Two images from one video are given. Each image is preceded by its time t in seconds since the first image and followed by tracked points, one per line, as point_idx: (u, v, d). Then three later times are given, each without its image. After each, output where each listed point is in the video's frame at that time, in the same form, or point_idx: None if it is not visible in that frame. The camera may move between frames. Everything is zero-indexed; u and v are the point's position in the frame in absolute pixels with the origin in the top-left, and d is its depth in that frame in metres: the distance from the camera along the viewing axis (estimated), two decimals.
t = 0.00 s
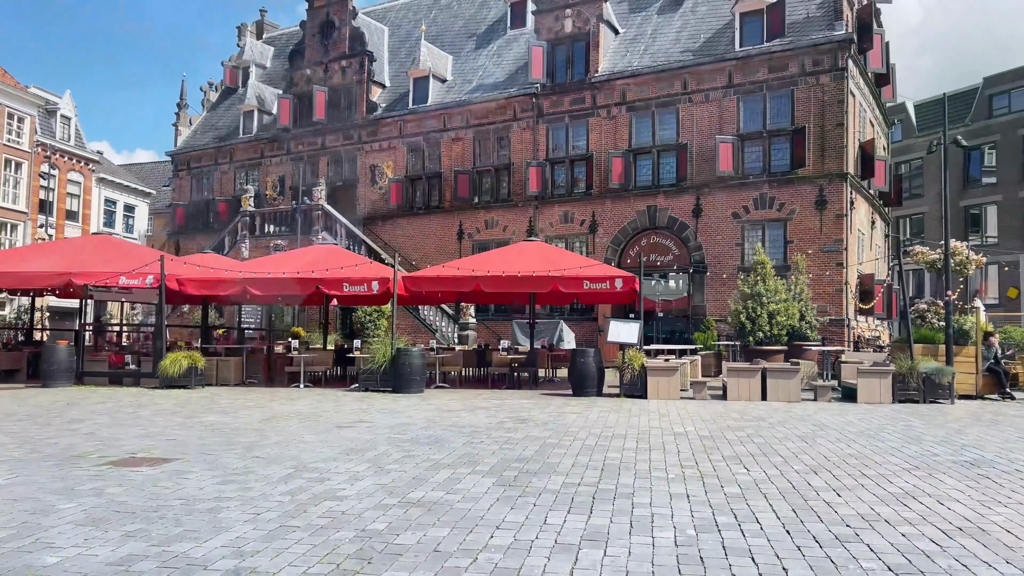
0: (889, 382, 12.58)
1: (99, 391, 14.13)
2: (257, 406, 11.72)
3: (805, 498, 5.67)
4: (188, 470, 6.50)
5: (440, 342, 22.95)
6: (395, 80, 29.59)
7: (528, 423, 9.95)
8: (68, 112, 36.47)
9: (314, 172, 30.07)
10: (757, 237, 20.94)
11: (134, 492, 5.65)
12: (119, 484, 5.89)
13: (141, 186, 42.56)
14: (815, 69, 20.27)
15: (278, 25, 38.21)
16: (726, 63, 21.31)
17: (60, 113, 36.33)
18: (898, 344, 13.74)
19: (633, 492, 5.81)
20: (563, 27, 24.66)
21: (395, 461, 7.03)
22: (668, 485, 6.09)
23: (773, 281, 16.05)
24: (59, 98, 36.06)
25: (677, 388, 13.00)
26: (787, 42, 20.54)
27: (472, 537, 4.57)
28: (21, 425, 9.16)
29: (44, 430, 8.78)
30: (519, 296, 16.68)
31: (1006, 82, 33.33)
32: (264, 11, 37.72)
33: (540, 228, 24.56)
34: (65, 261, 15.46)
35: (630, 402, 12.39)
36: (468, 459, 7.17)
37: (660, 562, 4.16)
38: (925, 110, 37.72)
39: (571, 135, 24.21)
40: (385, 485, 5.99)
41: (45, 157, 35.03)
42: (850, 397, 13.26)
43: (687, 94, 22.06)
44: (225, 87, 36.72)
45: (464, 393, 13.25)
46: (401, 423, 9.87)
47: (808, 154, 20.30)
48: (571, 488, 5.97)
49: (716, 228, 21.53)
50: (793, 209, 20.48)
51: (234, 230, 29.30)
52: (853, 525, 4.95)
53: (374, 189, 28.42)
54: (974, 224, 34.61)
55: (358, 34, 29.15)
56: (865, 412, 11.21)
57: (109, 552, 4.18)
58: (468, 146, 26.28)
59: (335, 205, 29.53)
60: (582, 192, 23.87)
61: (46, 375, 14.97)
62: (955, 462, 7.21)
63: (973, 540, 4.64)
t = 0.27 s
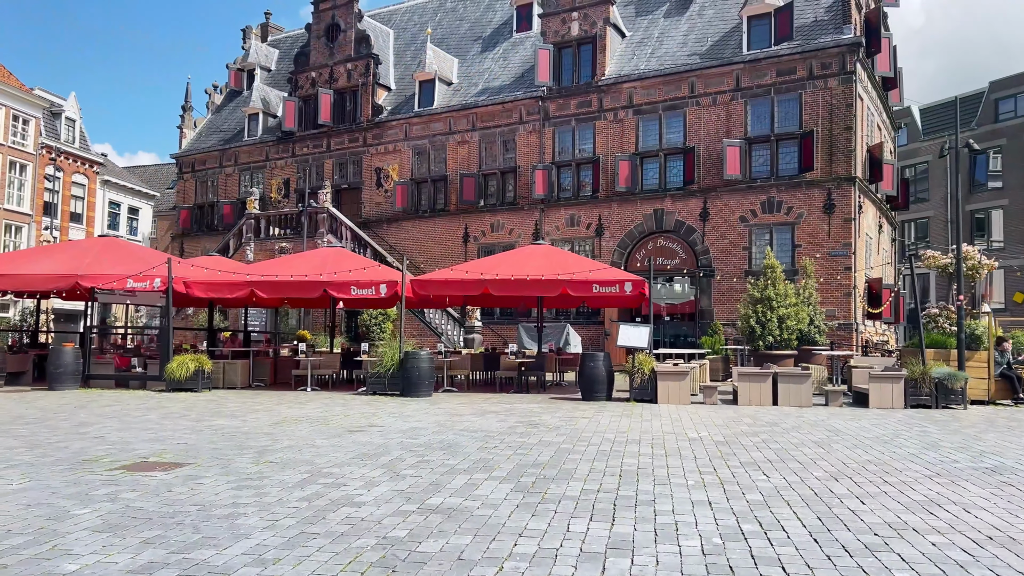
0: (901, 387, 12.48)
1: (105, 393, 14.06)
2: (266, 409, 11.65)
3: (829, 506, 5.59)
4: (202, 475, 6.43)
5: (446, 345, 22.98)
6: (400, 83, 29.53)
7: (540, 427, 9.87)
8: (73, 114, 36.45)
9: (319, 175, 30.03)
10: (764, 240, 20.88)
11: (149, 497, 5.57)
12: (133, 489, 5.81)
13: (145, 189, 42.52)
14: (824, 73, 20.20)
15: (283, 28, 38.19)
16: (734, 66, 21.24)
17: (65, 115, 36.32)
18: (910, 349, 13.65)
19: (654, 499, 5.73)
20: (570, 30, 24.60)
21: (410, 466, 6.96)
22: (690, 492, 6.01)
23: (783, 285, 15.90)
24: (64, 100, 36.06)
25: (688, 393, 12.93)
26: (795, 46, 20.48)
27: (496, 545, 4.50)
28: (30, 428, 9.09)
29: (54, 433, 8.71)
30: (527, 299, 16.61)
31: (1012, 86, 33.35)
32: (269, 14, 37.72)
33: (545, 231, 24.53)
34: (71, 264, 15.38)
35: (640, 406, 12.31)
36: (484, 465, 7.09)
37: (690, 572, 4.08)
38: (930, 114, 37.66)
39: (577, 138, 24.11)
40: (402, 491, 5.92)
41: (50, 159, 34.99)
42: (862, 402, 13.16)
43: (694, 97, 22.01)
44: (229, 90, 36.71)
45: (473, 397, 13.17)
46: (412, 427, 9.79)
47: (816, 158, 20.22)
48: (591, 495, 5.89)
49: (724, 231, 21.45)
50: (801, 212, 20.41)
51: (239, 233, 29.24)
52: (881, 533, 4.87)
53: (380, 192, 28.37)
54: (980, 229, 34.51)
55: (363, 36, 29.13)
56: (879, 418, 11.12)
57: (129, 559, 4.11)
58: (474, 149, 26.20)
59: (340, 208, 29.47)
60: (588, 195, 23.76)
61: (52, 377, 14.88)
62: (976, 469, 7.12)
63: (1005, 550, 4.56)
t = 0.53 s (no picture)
0: (911, 389, 12.41)
1: (110, 395, 13.98)
2: (273, 411, 11.55)
3: (853, 509, 5.50)
4: (213, 477, 6.34)
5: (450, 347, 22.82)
6: (404, 84, 29.48)
7: (550, 429, 9.79)
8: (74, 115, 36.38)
9: (322, 176, 29.97)
10: (770, 241, 20.84)
11: (161, 500, 5.48)
12: (145, 492, 5.73)
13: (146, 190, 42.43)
14: (830, 74, 20.14)
15: (285, 29, 38.14)
16: (739, 67, 21.21)
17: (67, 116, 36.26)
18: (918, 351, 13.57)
19: (674, 503, 5.65)
20: (574, 31, 24.55)
21: (423, 469, 6.88)
22: (709, 495, 5.92)
23: (791, 286, 15.80)
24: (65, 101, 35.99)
25: (697, 395, 12.84)
26: (801, 47, 20.45)
27: (518, 549, 4.42)
28: (37, 430, 9.01)
29: (60, 434, 8.60)
30: (533, 301, 16.52)
31: (1015, 88, 33.35)
32: (271, 15, 37.68)
33: (549, 233, 24.47)
34: (74, 265, 15.30)
35: (649, 408, 12.22)
36: (497, 467, 7.01)
37: None
38: (933, 116, 37.63)
39: (581, 140, 24.06)
40: (417, 494, 5.84)
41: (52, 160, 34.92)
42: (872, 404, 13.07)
43: (699, 98, 21.97)
44: (232, 91, 36.65)
45: (481, 399, 13.08)
46: (421, 429, 9.70)
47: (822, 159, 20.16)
48: (609, 498, 5.82)
49: (729, 232, 21.39)
50: (806, 213, 20.35)
51: (241, 234, 29.16)
52: (909, 538, 4.78)
53: (383, 193, 28.31)
54: (983, 231, 34.46)
55: (367, 37, 29.07)
56: (890, 420, 11.03)
57: (147, 564, 4.03)
58: (477, 150, 26.14)
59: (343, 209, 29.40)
60: (593, 196, 23.71)
61: (56, 379, 14.77)
62: (994, 471, 7.03)
63: None
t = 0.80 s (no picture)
0: (920, 390, 12.32)
1: (113, 397, 13.88)
2: (278, 413, 11.46)
3: (876, 513, 5.42)
4: (224, 481, 6.25)
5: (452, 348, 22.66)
6: (406, 85, 29.41)
7: (559, 430, 9.70)
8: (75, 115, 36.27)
9: (323, 176, 29.88)
10: (775, 242, 20.76)
11: (173, 504, 5.39)
12: (156, 496, 5.64)
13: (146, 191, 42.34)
14: (835, 73, 20.07)
15: (286, 30, 38.06)
16: (743, 67, 21.14)
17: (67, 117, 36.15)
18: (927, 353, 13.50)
19: (694, 507, 5.56)
20: (577, 31, 24.48)
21: (435, 472, 6.79)
22: (729, 499, 5.83)
23: (798, 287, 15.71)
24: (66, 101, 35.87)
25: (704, 397, 12.75)
26: (806, 47, 20.38)
27: (541, 555, 4.33)
28: (43, 432, 8.91)
29: (66, 437, 8.50)
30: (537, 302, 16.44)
31: (1017, 89, 33.31)
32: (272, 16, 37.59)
33: (552, 234, 24.40)
34: (76, 265, 15.21)
35: (657, 411, 12.13)
36: (510, 470, 6.92)
37: None
38: (935, 117, 37.59)
39: (585, 140, 23.99)
40: (433, 498, 5.75)
41: (52, 161, 34.81)
42: (880, 406, 12.98)
43: (703, 99, 21.90)
44: (232, 91, 36.56)
45: (487, 401, 12.99)
46: (429, 431, 9.61)
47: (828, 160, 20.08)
48: (628, 502, 5.73)
49: (733, 233, 21.31)
50: (811, 214, 20.27)
51: (242, 235, 29.06)
52: (936, 543, 4.69)
53: (384, 194, 28.23)
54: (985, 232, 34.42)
55: (369, 37, 28.98)
56: (901, 422, 10.94)
57: (164, 569, 3.94)
58: (480, 151, 26.06)
59: (345, 210, 29.30)
60: (597, 197, 23.66)
61: (58, 380, 14.64)
62: (1014, 475, 6.95)
63: None
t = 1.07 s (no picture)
0: (928, 393, 12.25)
1: (115, 399, 13.78)
2: (283, 416, 11.36)
3: (898, 519, 5.35)
4: (235, 485, 6.16)
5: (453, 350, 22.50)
6: (406, 85, 29.34)
7: (568, 433, 9.61)
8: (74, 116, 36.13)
9: (324, 177, 29.79)
10: (778, 244, 20.70)
11: (184, 509, 5.30)
12: (166, 501, 5.56)
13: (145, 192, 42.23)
14: (839, 74, 20.01)
15: (285, 30, 37.96)
16: (746, 68, 21.09)
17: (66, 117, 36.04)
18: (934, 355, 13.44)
19: (713, 513, 5.49)
20: (579, 32, 24.42)
21: (447, 476, 6.72)
22: (747, 505, 5.76)
23: (803, 289, 15.64)
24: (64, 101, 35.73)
25: (711, 400, 12.70)
26: (809, 48, 20.33)
27: (564, 562, 4.26)
28: (47, 435, 8.82)
29: (70, 440, 8.41)
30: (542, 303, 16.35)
31: (1018, 91, 33.25)
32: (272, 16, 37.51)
33: (554, 235, 24.32)
34: (77, 267, 15.10)
35: (664, 413, 12.06)
36: (523, 475, 6.84)
37: None
38: (936, 119, 37.54)
39: (587, 141, 23.93)
40: (448, 503, 5.67)
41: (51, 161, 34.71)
42: (887, 409, 12.92)
43: (706, 100, 21.85)
44: (232, 92, 36.46)
45: (492, 404, 12.90)
46: (437, 434, 9.53)
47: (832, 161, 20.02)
48: (645, 507, 5.64)
49: (736, 234, 21.26)
50: (815, 216, 20.23)
51: (242, 236, 28.95)
52: (962, 549, 4.63)
53: (385, 195, 28.14)
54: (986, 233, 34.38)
55: (369, 37, 28.88)
56: (910, 425, 10.87)
57: None
58: (482, 152, 25.98)
59: (345, 211, 29.22)
60: (599, 198, 23.61)
61: (59, 382, 14.53)
62: None
63: None
